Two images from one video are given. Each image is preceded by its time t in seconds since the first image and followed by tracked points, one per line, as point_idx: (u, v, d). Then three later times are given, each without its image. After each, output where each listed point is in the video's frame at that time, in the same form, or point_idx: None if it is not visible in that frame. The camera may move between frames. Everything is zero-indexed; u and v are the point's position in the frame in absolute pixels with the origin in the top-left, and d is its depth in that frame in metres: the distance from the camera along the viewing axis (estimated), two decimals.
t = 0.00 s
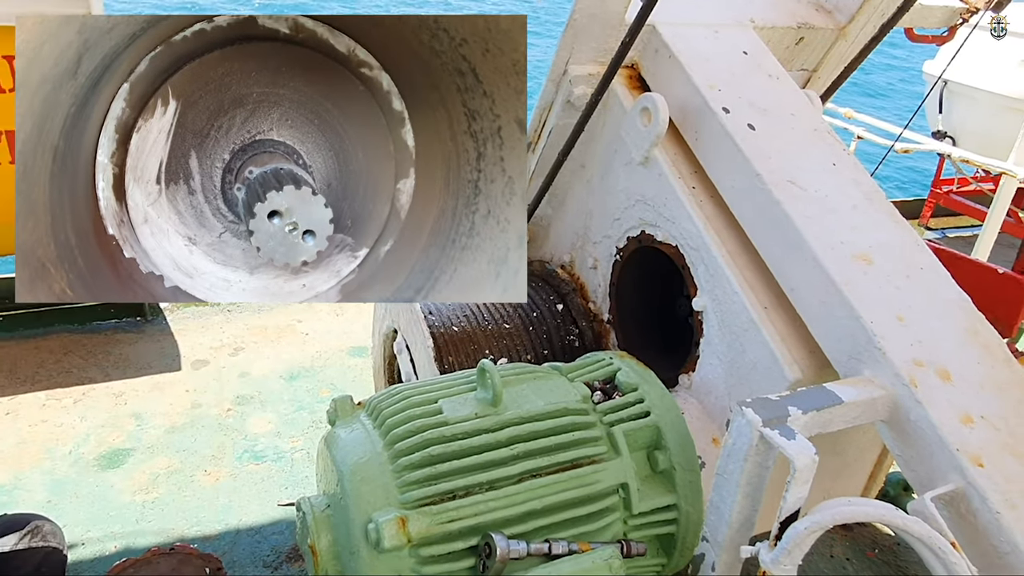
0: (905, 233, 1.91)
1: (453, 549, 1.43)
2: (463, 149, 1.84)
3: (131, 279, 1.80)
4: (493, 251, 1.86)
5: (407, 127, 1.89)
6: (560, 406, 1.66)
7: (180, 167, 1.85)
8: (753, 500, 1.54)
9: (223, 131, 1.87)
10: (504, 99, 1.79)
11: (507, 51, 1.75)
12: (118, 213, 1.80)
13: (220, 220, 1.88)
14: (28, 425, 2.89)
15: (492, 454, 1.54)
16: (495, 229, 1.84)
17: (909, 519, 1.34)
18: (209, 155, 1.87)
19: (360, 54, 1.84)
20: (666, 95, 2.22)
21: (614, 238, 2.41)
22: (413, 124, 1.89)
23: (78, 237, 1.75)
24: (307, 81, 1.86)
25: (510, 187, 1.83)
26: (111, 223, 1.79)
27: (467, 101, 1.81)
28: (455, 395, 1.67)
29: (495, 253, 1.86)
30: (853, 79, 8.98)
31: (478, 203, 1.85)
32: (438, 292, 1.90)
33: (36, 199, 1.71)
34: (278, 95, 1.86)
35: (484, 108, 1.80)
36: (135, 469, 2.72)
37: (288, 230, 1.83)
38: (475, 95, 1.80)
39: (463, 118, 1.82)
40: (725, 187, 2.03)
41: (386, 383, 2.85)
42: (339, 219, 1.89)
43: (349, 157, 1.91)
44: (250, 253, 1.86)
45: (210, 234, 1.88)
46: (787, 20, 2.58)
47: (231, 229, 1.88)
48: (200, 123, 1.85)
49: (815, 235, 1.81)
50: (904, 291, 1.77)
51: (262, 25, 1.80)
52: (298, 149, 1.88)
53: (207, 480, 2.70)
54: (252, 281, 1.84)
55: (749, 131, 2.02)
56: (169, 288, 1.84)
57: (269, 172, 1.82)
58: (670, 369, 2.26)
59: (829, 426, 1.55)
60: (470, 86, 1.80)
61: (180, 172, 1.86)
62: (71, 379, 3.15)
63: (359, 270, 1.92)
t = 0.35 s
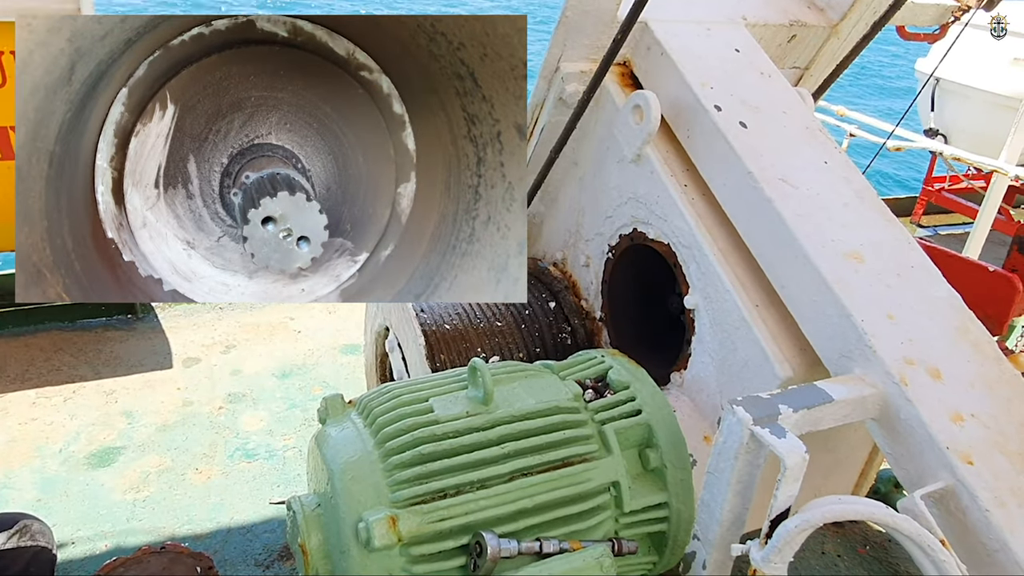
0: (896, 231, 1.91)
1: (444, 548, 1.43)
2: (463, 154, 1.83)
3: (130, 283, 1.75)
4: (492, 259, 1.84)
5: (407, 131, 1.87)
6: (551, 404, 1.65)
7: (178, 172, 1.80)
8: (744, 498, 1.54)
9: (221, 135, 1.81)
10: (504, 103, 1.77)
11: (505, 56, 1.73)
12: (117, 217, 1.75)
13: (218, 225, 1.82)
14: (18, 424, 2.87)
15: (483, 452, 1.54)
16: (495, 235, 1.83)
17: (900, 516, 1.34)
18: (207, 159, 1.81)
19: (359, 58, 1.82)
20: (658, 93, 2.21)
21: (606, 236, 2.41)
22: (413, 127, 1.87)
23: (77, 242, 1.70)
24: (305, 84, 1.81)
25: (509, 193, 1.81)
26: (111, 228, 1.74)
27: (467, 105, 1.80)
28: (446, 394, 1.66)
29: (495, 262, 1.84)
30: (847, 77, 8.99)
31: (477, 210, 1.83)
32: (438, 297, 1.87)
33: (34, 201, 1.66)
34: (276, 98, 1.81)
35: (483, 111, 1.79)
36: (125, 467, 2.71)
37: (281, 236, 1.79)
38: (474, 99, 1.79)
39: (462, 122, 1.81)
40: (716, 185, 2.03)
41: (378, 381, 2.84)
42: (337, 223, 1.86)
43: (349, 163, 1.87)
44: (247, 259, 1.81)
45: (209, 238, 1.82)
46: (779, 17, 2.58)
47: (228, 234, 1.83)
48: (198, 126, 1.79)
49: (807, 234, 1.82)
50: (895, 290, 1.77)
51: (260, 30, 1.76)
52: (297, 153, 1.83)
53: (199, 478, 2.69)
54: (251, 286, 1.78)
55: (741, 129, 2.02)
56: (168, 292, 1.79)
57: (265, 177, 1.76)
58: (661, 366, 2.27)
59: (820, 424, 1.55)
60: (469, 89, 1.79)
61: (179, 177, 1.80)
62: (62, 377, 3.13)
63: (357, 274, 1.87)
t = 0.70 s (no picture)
0: (896, 228, 1.91)
1: (444, 546, 1.44)
2: (474, 128, 1.69)
3: (159, 251, 1.72)
4: (503, 226, 1.73)
5: (420, 108, 1.72)
6: (551, 402, 1.66)
7: (202, 147, 1.69)
8: (744, 495, 1.54)
9: (243, 112, 1.68)
10: (514, 74, 1.66)
11: (513, 29, 1.64)
12: (144, 190, 1.69)
13: (239, 198, 1.72)
14: (20, 422, 2.88)
15: (484, 450, 1.54)
16: (506, 205, 1.72)
17: (899, 514, 1.34)
18: (229, 136, 1.68)
19: (375, 37, 1.65)
20: (658, 90, 2.21)
21: (607, 233, 2.41)
22: (426, 104, 1.72)
23: (109, 213, 1.68)
24: (321, 63, 1.66)
25: (519, 162, 1.71)
26: (138, 201, 1.69)
27: (478, 80, 1.67)
28: (446, 391, 1.67)
29: (505, 229, 1.73)
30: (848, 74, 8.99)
31: (489, 181, 1.72)
32: (449, 268, 1.77)
33: (70, 174, 1.63)
34: (294, 76, 1.67)
35: (495, 84, 1.66)
36: (126, 465, 2.71)
37: (302, 202, 1.77)
38: (486, 73, 1.66)
39: (474, 96, 1.68)
40: (717, 182, 2.02)
41: (379, 379, 2.85)
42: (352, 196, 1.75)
43: (364, 137, 1.74)
44: (270, 228, 1.73)
45: (229, 211, 1.72)
46: (779, 14, 2.58)
47: (250, 207, 1.72)
48: (221, 104, 1.67)
49: (807, 231, 1.81)
50: (895, 287, 1.77)
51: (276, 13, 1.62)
52: (314, 130, 1.69)
53: (200, 476, 2.69)
54: (270, 257, 1.74)
55: (741, 126, 2.01)
56: (193, 262, 1.73)
57: (285, 148, 1.71)
58: (662, 364, 2.28)
59: (820, 422, 1.55)
60: (481, 64, 1.65)
61: (202, 152, 1.69)
62: (63, 375, 3.13)
63: (371, 246, 1.78)
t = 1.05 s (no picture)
0: (903, 225, 1.90)
1: (452, 543, 1.44)
2: (467, 115, 1.87)
3: (176, 228, 1.92)
4: (492, 205, 1.88)
5: (420, 95, 1.91)
6: (558, 400, 1.66)
7: (212, 133, 1.91)
8: (751, 493, 1.54)
9: (251, 100, 1.91)
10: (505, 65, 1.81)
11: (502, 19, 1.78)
12: (162, 172, 1.91)
13: (248, 179, 1.94)
14: (31, 420, 2.90)
15: (491, 448, 1.55)
16: (496, 184, 1.87)
17: (906, 512, 1.34)
18: (239, 121, 1.91)
19: (377, 29, 1.85)
20: (664, 88, 2.21)
21: (613, 231, 2.41)
22: (425, 93, 1.91)
23: (131, 190, 1.88)
24: (326, 55, 1.88)
25: (507, 144, 1.85)
26: (156, 181, 1.91)
27: (471, 67, 1.83)
28: (453, 389, 1.67)
29: (494, 207, 1.88)
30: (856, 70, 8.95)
31: (480, 163, 1.88)
32: (444, 243, 1.93)
33: (97, 153, 1.85)
34: (300, 66, 1.88)
35: (484, 72, 1.82)
36: (136, 463, 2.73)
37: (302, 178, 1.97)
38: (477, 61, 1.82)
39: (466, 83, 1.85)
40: (723, 180, 2.02)
41: (386, 377, 2.86)
42: (352, 179, 1.95)
43: (364, 125, 1.93)
44: (276, 209, 1.96)
45: (239, 191, 1.95)
46: (787, 11, 2.57)
47: (257, 188, 1.94)
48: (232, 92, 1.90)
49: (814, 229, 1.81)
50: (903, 285, 1.77)
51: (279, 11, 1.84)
52: (317, 117, 1.91)
53: (208, 473, 2.71)
54: (276, 235, 1.97)
55: (748, 124, 2.01)
56: (206, 239, 1.95)
57: (289, 132, 1.92)
58: (669, 362, 2.26)
59: (827, 420, 1.55)
60: (472, 52, 1.82)
61: (213, 137, 1.92)
62: (73, 373, 3.15)
63: (371, 227, 1.98)
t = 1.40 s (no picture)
0: (911, 225, 1.90)
1: (460, 542, 1.45)
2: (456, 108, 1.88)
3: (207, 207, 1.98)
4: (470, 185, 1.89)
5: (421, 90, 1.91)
6: (566, 400, 1.67)
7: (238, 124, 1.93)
8: (758, 494, 1.55)
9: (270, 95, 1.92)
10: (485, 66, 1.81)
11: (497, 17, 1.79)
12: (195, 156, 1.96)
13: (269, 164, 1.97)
14: (44, 419, 2.92)
15: (499, 448, 1.56)
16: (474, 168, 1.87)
17: (912, 512, 1.35)
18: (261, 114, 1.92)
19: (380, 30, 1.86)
20: (671, 89, 2.22)
21: (620, 232, 2.42)
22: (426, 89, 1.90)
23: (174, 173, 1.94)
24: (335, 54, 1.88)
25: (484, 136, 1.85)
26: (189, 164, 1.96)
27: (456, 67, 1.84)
28: (461, 390, 1.69)
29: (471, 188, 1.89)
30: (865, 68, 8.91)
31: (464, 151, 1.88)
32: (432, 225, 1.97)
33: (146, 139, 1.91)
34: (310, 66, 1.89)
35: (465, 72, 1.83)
36: (148, 462, 2.76)
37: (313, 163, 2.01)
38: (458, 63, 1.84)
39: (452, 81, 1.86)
40: (731, 181, 2.03)
41: (395, 377, 2.87)
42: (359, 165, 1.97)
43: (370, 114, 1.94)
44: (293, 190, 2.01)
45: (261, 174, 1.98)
46: (793, 11, 2.57)
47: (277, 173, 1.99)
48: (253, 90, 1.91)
49: (820, 229, 1.82)
50: (910, 285, 1.77)
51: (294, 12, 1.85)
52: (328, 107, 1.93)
53: (219, 473, 2.73)
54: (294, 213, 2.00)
55: (755, 124, 2.02)
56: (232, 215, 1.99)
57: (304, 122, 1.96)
58: (675, 363, 2.27)
59: (833, 420, 1.56)
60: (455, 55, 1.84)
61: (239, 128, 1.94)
62: (85, 373, 3.18)
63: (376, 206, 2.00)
